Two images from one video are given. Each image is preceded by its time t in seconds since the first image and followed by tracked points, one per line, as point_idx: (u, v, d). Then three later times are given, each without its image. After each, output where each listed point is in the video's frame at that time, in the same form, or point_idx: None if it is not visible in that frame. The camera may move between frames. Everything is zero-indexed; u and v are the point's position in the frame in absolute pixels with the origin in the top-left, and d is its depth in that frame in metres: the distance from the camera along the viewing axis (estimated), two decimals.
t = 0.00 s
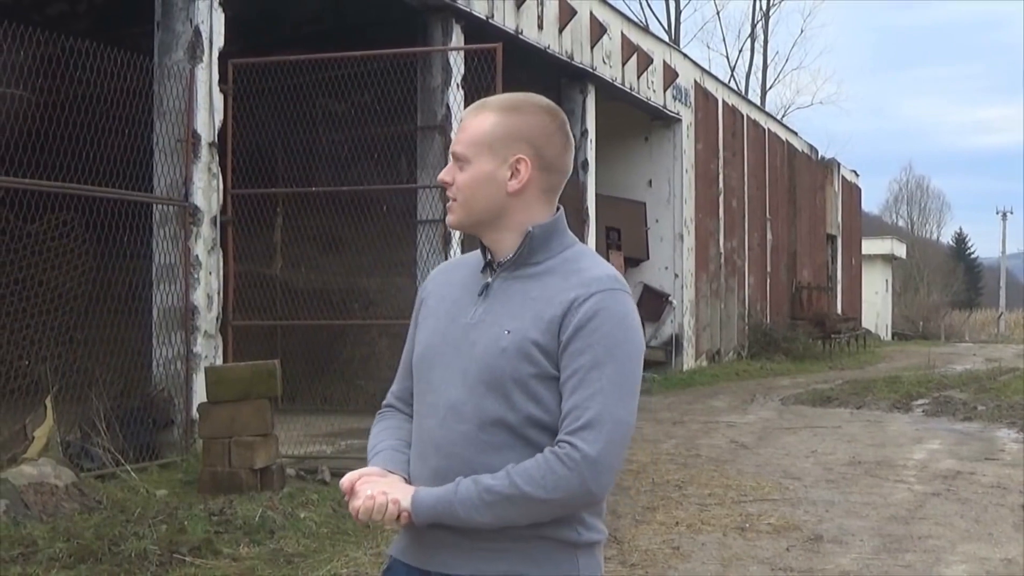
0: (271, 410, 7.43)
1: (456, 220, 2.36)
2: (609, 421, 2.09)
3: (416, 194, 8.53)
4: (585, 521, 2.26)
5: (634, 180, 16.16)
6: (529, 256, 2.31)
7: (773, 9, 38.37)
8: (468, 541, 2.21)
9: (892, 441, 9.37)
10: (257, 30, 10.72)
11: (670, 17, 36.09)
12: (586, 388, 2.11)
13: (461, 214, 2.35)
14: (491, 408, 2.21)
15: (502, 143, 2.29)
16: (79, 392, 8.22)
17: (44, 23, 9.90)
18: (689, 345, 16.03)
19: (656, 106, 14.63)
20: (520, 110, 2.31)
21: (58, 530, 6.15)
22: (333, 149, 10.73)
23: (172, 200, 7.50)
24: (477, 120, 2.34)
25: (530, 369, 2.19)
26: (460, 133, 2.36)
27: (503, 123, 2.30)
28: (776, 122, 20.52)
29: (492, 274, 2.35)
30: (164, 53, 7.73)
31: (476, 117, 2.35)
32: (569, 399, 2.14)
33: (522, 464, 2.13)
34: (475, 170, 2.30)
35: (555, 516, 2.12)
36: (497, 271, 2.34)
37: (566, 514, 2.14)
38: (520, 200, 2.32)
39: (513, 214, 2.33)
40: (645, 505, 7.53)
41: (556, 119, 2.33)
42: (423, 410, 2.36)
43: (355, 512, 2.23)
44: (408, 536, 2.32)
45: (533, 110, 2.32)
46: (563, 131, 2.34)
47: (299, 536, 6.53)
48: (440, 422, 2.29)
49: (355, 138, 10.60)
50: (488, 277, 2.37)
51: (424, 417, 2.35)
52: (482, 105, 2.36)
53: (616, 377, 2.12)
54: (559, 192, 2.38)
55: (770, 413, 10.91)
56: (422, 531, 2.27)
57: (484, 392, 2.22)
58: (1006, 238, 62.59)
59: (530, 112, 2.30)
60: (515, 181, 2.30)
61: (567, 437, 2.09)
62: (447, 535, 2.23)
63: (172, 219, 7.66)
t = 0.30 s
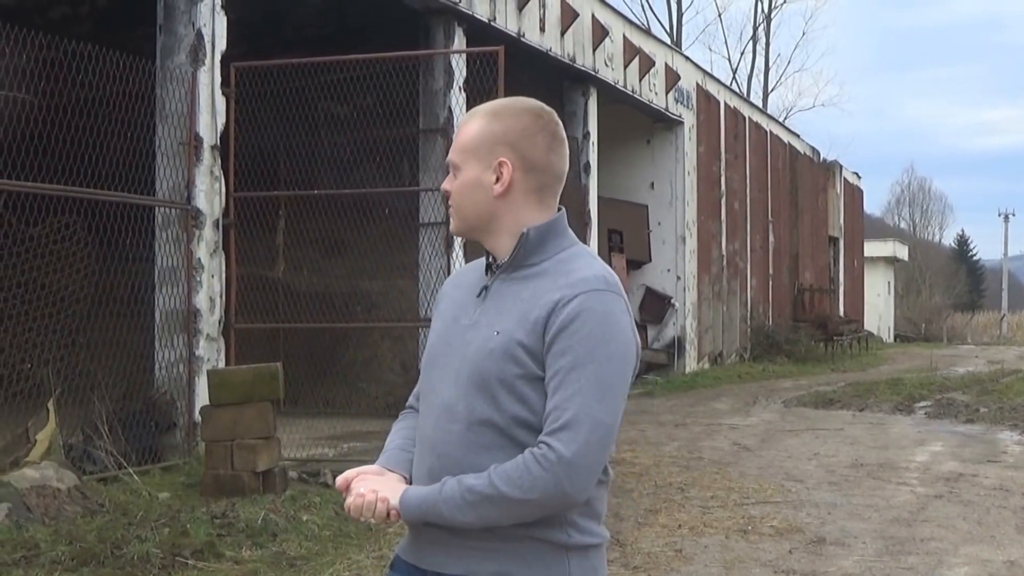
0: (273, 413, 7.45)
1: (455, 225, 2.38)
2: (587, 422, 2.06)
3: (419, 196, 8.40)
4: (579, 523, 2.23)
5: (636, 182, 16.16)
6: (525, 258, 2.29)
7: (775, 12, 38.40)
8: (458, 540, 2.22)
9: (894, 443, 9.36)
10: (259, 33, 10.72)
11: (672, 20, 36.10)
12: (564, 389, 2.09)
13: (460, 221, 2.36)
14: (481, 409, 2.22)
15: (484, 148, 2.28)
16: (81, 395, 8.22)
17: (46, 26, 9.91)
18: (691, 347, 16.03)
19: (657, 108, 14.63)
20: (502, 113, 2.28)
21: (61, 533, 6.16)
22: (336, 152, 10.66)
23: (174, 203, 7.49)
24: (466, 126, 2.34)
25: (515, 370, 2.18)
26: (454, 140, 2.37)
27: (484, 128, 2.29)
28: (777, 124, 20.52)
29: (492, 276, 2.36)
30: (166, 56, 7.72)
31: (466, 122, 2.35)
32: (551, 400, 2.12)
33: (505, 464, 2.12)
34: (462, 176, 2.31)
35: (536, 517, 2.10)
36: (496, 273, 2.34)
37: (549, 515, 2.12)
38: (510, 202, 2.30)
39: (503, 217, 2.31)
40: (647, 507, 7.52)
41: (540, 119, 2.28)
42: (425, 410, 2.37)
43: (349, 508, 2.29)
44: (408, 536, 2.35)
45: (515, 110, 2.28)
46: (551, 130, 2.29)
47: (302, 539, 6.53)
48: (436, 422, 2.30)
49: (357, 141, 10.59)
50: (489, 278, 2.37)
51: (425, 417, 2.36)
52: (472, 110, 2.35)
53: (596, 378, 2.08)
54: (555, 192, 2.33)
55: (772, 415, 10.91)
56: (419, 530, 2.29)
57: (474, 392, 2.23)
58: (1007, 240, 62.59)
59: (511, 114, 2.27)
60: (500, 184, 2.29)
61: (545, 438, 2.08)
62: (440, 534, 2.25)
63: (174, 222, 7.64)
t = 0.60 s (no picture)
0: (275, 414, 7.43)
1: (457, 228, 2.39)
2: (575, 421, 2.06)
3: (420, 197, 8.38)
4: (573, 524, 2.22)
5: (637, 182, 16.16)
6: (523, 258, 2.29)
7: (777, 12, 38.38)
8: (452, 538, 2.23)
9: (895, 443, 9.36)
10: (260, 33, 10.71)
11: (672, 20, 36.08)
12: (552, 388, 2.09)
13: (461, 223, 2.37)
14: (476, 408, 2.22)
15: (478, 149, 2.29)
16: (83, 396, 8.22)
17: (47, 27, 9.91)
18: (692, 347, 16.03)
19: (659, 109, 14.62)
20: (495, 115, 2.29)
21: (62, 534, 6.17)
22: (336, 152, 10.61)
23: (175, 204, 7.49)
24: (463, 129, 2.36)
25: (508, 369, 2.18)
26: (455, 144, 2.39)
27: (479, 129, 2.30)
28: (778, 125, 20.51)
29: (494, 275, 2.36)
30: (167, 57, 7.72)
31: (464, 126, 2.37)
32: (541, 399, 2.12)
33: (495, 463, 2.13)
34: (459, 179, 2.32)
35: (524, 516, 2.10)
36: (496, 272, 2.34)
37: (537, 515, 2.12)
38: (506, 202, 2.30)
39: (499, 218, 2.31)
40: (648, 508, 7.52)
41: (533, 119, 2.28)
42: (427, 409, 2.38)
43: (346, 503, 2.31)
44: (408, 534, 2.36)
45: (510, 112, 2.29)
46: (545, 129, 2.29)
47: (304, 540, 6.53)
48: (435, 421, 2.31)
49: (358, 142, 10.58)
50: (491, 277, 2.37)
51: (426, 416, 2.37)
52: (469, 114, 2.37)
53: (585, 377, 2.08)
54: (552, 191, 2.32)
55: (774, 416, 10.91)
56: (417, 527, 2.31)
57: (469, 391, 2.23)
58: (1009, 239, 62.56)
59: (505, 115, 2.28)
60: (493, 184, 2.29)
61: (533, 437, 2.08)
62: (435, 531, 2.26)
63: (176, 223, 7.64)
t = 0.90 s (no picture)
0: (279, 414, 7.42)
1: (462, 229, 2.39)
2: (583, 422, 2.06)
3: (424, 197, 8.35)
4: (580, 524, 2.22)
5: (640, 182, 16.15)
6: (528, 258, 2.29)
7: (780, 11, 38.33)
8: (459, 538, 2.23)
9: (900, 443, 9.35)
10: (263, 34, 10.72)
11: (676, 20, 36.06)
12: (561, 388, 2.09)
13: (464, 224, 2.37)
14: (481, 407, 2.22)
15: (481, 150, 2.29)
16: (87, 396, 8.23)
17: (51, 28, 9.92)
18: (696, 347, 16.02)
19: (662, 109, 14.62)
20: (497, 115, 2.29)
21: (67, 534, 6.18)
22: (340, 152, 10.60)
23: (179, 204, 7.52)
24: (466, 130, 2.36)
25: (515, 369, 2.18)
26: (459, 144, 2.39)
27: (481, 130, 2.30)
28: (782, 124, 20.50)
29: (499, 275, 2.36)
30: (170, 57, 7.72)
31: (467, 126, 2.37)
32: (548, 399, 2.12)
33: (502, 463, 2.13)
34: (462, 179, 2.32)
35: (532, 516, 2.10)
36: (501, 272, 2.34)
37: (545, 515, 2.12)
38: (509, 202, 2.30)
39: (502, 218, 2.31)
40: (653, 507, 7.52)
41: (536, 118, 2.27)
42: (431, 408, 2.37)
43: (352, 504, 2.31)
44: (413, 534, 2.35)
45: (512, 112, 2.29)
46: (547, 128, 2.28)
47: (308, 540, 6.54)
48: (440, 421, 2.30)
49: (360, 142, 10.65)
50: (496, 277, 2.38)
51: (431, 415, 2.37)
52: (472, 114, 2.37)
53: (594, 377, 2.08)
54: (555, 190, 2.32)
55: (778, 415, 10.90)
56: (423, 527, 2.30)
57: (475, 391, 2.23)
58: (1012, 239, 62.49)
59: (506, 115, 2.27)
60: (497, 184, 2.29)
61: (541, 437, 2.08)
62: (442, 531, 2.25)
63: (179, 224, 7.66)
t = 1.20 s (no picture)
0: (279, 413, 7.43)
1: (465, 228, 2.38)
2: (598, 422, 2.06)
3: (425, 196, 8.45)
4: (588, 522, 2.22)
5: (641, 181, 16.15)
6: (535, 256, 2.29)
7: (782, 10, 38.29)
8: (466, 537, 2.22)
9: (901, 441, 9.36)
10: (264, 32, 10.70)
11: (677, 19, 36.06)
12: (575, 387, 2.09)
13: (469, 221, 2.36)
14: (490, 406, 2.22)
15: (489, 147, 2.29)
16: (88, 395, 8.23)
17: (51, 26, 9.91)
18: (696, 345, 16.01)
19: (663, 107, 14.61)
20: (505, 113, 2.29)
21: (68, 532, 6.19)
22: (341, 151, 10.64)
23: (181, 202, 7.49)
24: (470, 128, 2.36)
25: (525, 367, 2.18)
26: (462, 143, 2.38)
27: (489, 127, 2.29)
28: (783, 123, 20.50)
29: (503, 274, 2.36)
30: (171, 56, 7.70)
31: (470, 125, 2.36)
32: (560, 398, 2.12)
33: (514, 461, 2.12)
34: (468, 177, 2.31)
35: (545, 515, 2.10)
36: (506, 271, 2.34)
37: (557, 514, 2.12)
38: (517, 200, 2.30)
39: (510, 216, 2.31)
40: (653, 506, 7.52)
41: (545, 116, 2.28)
42: (434, 407, 2.37)
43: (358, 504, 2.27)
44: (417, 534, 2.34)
45: (520, 110, 2.29)
46: (556, 126, 2.29)
47: (309, 538, 6.54)
48: (445, 419, 2.30)
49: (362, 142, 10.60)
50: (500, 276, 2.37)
51: (434, 413, 2.36)
52: (476, 113, 2.37)
53: (607, 376, 2.08)
54: (563, 188, 2.32)
55: (779, 414, 10.90)
56: (428, 526, 2.29)
57: (483, 390, 2.22)
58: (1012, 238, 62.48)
59: (514, 113, 2.27)
60: (506, 182, 2.28)
61: (555, 436, 2.08)
62: (448, 529, 2.25)
63: (180, 222, 7.65)
